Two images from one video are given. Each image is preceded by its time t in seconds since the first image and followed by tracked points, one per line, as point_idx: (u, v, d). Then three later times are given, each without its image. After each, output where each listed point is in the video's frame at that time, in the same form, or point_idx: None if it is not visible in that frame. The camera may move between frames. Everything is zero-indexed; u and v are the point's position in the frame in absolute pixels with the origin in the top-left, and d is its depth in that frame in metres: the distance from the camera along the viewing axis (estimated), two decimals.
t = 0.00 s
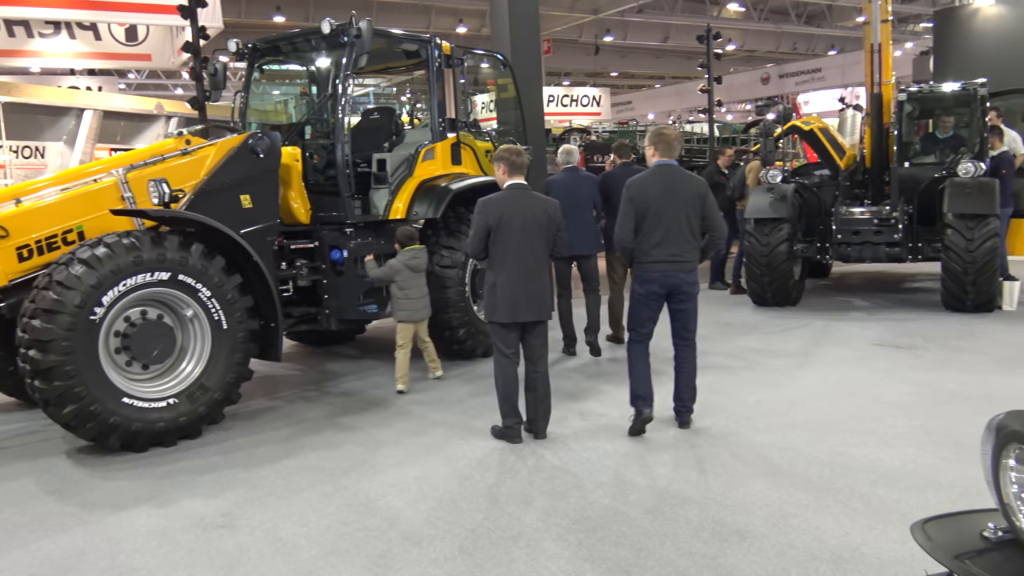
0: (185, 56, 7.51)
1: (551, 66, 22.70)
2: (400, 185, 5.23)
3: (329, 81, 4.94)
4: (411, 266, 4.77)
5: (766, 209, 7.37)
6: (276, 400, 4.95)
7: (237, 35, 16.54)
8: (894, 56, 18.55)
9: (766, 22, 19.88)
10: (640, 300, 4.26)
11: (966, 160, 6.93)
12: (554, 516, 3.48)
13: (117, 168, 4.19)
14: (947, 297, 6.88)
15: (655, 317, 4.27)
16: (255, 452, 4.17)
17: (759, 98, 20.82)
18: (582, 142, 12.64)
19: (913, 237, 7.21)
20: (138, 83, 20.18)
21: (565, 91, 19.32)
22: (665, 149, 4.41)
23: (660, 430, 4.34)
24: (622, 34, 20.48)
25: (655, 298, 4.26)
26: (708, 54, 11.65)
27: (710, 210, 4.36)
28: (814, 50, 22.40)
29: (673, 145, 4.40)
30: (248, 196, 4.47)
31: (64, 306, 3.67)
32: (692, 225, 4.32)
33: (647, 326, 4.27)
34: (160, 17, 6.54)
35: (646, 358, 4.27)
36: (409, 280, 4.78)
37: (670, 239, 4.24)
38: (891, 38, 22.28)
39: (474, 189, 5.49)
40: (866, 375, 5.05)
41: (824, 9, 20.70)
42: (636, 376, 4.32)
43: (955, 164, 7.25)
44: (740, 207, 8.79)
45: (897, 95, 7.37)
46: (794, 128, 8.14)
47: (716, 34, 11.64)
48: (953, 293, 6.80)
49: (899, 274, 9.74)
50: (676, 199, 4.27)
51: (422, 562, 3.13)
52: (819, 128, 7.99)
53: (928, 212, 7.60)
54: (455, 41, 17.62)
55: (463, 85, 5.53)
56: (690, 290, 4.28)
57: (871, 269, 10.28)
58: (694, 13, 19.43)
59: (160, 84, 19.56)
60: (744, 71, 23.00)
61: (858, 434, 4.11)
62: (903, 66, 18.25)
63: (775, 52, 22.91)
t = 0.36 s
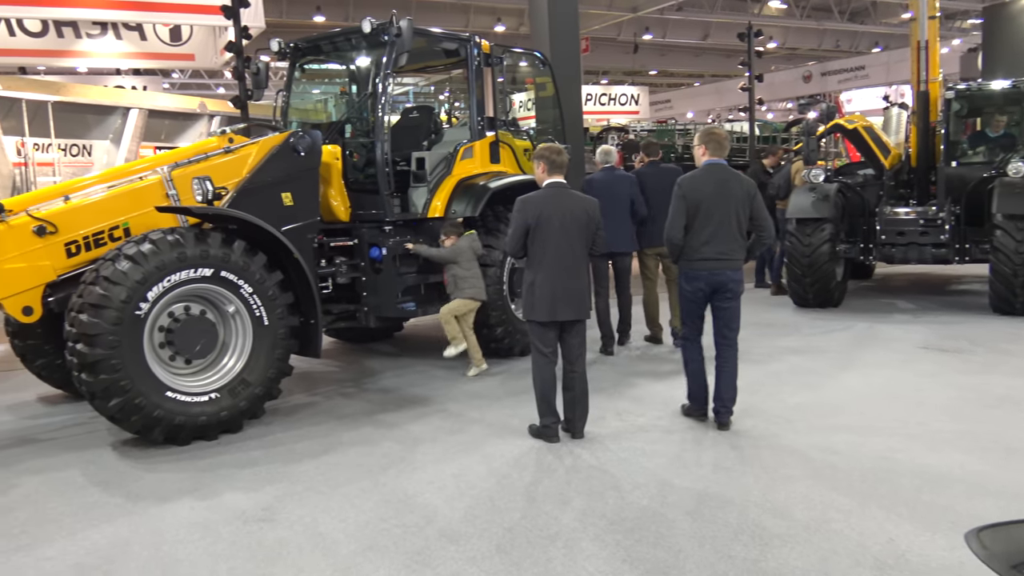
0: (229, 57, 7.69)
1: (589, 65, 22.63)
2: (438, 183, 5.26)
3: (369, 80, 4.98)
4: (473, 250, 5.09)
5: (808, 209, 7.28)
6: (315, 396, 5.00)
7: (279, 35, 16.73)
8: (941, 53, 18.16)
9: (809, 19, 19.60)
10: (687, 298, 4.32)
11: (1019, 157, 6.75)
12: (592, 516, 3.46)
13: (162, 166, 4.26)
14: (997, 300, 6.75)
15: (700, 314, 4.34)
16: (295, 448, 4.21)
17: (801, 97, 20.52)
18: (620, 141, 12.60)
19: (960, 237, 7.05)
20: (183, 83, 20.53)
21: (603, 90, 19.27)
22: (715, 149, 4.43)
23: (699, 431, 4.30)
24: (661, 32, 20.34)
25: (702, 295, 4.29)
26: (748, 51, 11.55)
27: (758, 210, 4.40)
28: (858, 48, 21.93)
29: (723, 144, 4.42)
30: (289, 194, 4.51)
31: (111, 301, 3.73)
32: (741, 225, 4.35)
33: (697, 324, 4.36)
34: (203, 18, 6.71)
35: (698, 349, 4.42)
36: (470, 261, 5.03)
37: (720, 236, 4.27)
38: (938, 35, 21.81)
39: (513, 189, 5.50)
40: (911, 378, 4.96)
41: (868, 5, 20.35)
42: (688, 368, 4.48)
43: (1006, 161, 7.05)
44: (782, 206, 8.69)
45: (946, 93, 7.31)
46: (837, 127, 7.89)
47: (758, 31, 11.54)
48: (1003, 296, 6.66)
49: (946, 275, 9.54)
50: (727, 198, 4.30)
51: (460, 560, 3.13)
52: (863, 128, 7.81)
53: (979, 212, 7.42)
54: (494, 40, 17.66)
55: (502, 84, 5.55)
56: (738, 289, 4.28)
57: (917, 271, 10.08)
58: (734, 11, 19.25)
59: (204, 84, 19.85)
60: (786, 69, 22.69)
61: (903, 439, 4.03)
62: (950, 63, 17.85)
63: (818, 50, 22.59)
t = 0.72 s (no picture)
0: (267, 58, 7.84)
1: (624, 63, 22.51)
2: (476, 183, 5.26)
3: (406, 81, 5.03)
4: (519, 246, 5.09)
5: (850, 207, 7.16)
6: (354, 395, 5.05)
7: (317, 37, 16.84)
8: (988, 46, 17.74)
9: (849, 13, 19.29)
10: (726, 297, 4.35)
11: None
12: (632, 517, 3.43)
13: (204, 168, 4.32)
14: None
15: (741, 312, 4.34)
16: (334, 446, 4.25)
17: (841, 92, 20.19)
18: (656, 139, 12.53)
19: (1008, 235, 6.88)
20: (223, 85, 20.83)
21: (639, 88, 19.16)
22: (746, 150, 4.43)
23: (739, 432, 4.26)
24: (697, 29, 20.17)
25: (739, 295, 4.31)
26: (788, 46, 11.42)
27: (793, 207, 4.35)
28: (901, 42, 21.49)
29: (753, 145, 4.42)
30: (328, 194, 4.55)
31: (155, 301, 3.79)
32: (777, 223, 4.31)
33: (738, 320, 4.37)
34: (243, 21, 6.88)
35: (742, 343, 4.45)
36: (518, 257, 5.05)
37: (755, 236, 4.24)
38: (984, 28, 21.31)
39: (550, 188, 5.51)
40: (959, 379, 4.86)
41: None
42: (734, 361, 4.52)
43: None
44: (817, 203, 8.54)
45: (993, 86, 7.11)
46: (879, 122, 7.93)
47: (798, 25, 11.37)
48: None
49: (993, 274, 9.32)
50: (761, 198, 4.28)
51: (499, 560, 3.13)
52: (908, 122, 7.81)
53: None
54: (530, 39, 17.66)
55: (539, 84, 5.55)
56: (775, 286, 4.24)
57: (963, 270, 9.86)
58: (773, 7, 19.01)
59: (242, 87, 20.03)
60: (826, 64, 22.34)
61: (951, 441, 3.95)
62: (997, 56, 17.42)
63: (858, 45, 22.20)
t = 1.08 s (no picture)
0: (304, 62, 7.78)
1: (662, 63, 22.40)
2: (513, 184, 5.26)
3: (443, 82, 5.05)
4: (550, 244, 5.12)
5: (893, 208, 7.03)
6: (391, 395, 5.08)
7: (356, 39, 17.00)
8: None
9: (892, 11, 18.95)
10: (755, 295, 4.34)
11: None
12: (670, 522, 3.40)
13: (245, 170, 4.38)
14: None
15: (772, 311, 4.31)
16: (372, 446, 4.28)
17: (883, 91, 19.86)
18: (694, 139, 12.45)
19: None
20: (263, 87, 21.12)
21: (676, 88, 19.05)
22: (776, 151, 4.37)
23: (779, 437, 4.20)
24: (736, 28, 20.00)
25: (767, 294, 4.32)
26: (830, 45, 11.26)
27: (823, 207, 4.29)
28: (945, 41, 21.05)
29: (783, 145, 4.37)
30: (366, 195, 4.58)
31: (197, 301, 3.85)
32: (807, 222, 4.28)
33: (771, 320, 4.30)
34: (283, 25, 6.93)
35: (777, 345, 4.33)
36: (553, 256, 5.10)
37: (782, 236, 4.23)
38: None
39: (587, 189, 5.45)
40: (1008, 386, 4.74)
41: None
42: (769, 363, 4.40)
43: None
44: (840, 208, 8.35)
45: None
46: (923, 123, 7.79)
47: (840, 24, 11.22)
48: None
49: None
50: (789, 199, 4.24)
51: (536, 562, 3.12)
52: (953, 121, 7.64)
53: None
54: (567, 40, 17.67)
55: (576, 85, 5.54)
56: (803, 285, 4.25)
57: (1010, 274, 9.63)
58: (813, 5, 18.76)
59: (282, 89, 20.26)
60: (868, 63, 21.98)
61: (999, 449, 3.86)
62: None
63: (901, 43, 21.81)
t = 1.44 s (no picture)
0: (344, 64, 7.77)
1: (700, 65, 22.26)
2: (549, 186, 5.27)
3: (481, 85, 5.06)
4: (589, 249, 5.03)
5: (937, 213, 6.90)
6: (426, 396, 5.10)
7: (394, 42, 17.09)
8: None
9: (936, 12, 18.58)
10: (797, 299, 4.24)
11: None
12: (706, 528, 3.37)
13: (284, 171, 4.43)
14: None
15: (813, 314, 4.23)
16: (407, 447, 4.30)
17: (927, 93, 19.49)
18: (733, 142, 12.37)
19: None
20: (303, 89, 21.38)
21: (714, 90, 18.91)
22: (813, 155, 4.33)
23: (819, 444, 4.15)
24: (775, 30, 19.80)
25: (807, 296, 4.24)
26: (872, 46, 11.08)
27: (859, 209, 4.28)
28: (991, 42, 20.57)
29: (820, 149, 4.33)
30: (403, 197, 4.61)
31: (237, 300, 3.90)
32: (844, 225, 4.25)
33: (813, 322, 4.22)
34: (322, 27, 6.99)
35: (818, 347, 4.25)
36: (593, 264, 5.03)
37: (821, 238, 4.18)
38: None
39: (624, 192, 5.45)
40: None
41: None
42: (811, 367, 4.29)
43: None
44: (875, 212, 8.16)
45: None
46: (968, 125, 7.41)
47: (882, 24, 11.04)
48: None
49: None
50: (827, 201, 4.20)
51: (571, 566, 3.11)
52: (1000, 125, 7.25)
53: None
54: (605, 42, 17.65)
55: (612, 87, 5.52)
56: (842, 287, 4.23)
57: None
58: (855, 6, 18.49)
59: (322, 91, 20.50)
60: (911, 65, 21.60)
61: None
62: None
63: (946, 45, 21.39)
